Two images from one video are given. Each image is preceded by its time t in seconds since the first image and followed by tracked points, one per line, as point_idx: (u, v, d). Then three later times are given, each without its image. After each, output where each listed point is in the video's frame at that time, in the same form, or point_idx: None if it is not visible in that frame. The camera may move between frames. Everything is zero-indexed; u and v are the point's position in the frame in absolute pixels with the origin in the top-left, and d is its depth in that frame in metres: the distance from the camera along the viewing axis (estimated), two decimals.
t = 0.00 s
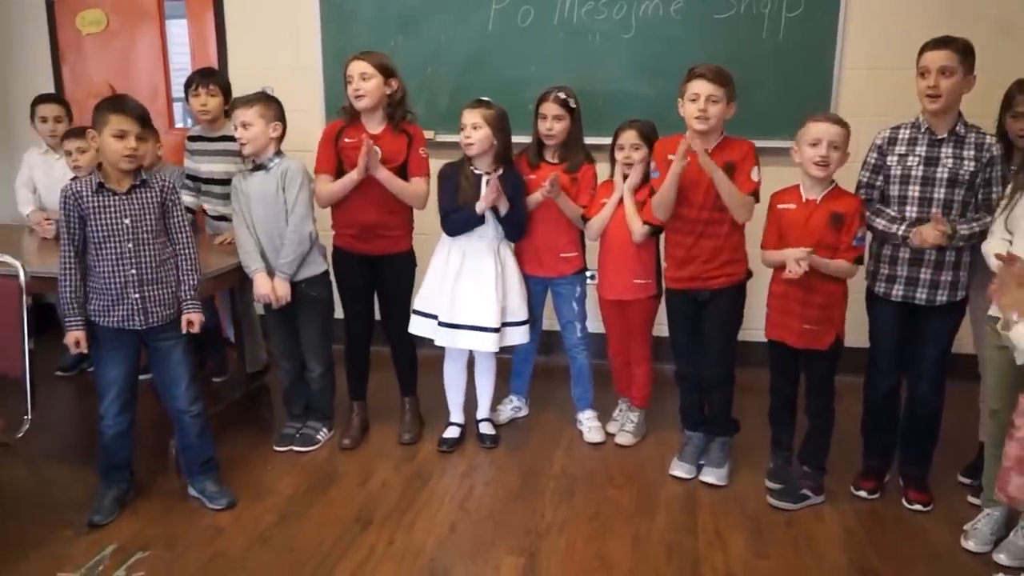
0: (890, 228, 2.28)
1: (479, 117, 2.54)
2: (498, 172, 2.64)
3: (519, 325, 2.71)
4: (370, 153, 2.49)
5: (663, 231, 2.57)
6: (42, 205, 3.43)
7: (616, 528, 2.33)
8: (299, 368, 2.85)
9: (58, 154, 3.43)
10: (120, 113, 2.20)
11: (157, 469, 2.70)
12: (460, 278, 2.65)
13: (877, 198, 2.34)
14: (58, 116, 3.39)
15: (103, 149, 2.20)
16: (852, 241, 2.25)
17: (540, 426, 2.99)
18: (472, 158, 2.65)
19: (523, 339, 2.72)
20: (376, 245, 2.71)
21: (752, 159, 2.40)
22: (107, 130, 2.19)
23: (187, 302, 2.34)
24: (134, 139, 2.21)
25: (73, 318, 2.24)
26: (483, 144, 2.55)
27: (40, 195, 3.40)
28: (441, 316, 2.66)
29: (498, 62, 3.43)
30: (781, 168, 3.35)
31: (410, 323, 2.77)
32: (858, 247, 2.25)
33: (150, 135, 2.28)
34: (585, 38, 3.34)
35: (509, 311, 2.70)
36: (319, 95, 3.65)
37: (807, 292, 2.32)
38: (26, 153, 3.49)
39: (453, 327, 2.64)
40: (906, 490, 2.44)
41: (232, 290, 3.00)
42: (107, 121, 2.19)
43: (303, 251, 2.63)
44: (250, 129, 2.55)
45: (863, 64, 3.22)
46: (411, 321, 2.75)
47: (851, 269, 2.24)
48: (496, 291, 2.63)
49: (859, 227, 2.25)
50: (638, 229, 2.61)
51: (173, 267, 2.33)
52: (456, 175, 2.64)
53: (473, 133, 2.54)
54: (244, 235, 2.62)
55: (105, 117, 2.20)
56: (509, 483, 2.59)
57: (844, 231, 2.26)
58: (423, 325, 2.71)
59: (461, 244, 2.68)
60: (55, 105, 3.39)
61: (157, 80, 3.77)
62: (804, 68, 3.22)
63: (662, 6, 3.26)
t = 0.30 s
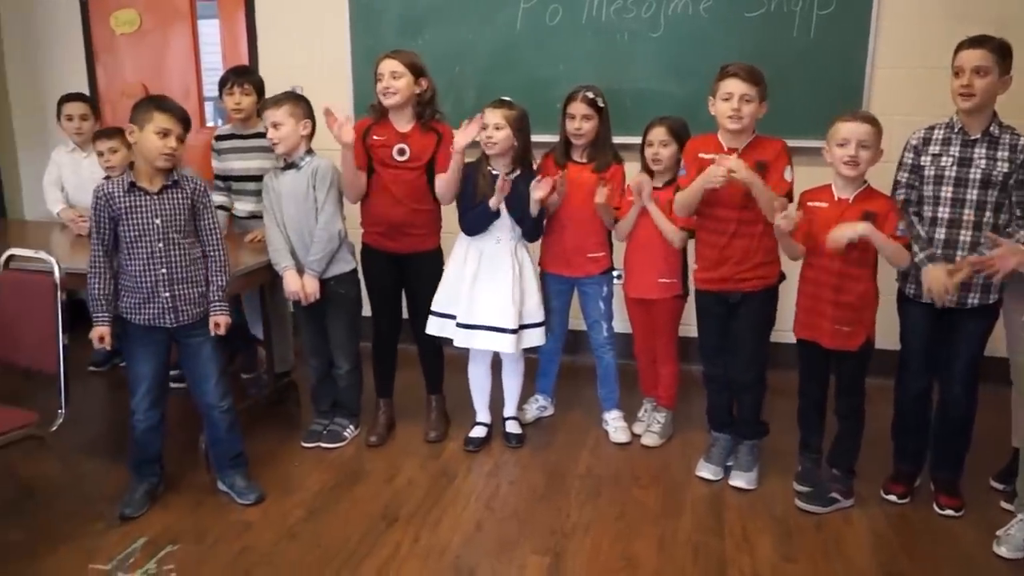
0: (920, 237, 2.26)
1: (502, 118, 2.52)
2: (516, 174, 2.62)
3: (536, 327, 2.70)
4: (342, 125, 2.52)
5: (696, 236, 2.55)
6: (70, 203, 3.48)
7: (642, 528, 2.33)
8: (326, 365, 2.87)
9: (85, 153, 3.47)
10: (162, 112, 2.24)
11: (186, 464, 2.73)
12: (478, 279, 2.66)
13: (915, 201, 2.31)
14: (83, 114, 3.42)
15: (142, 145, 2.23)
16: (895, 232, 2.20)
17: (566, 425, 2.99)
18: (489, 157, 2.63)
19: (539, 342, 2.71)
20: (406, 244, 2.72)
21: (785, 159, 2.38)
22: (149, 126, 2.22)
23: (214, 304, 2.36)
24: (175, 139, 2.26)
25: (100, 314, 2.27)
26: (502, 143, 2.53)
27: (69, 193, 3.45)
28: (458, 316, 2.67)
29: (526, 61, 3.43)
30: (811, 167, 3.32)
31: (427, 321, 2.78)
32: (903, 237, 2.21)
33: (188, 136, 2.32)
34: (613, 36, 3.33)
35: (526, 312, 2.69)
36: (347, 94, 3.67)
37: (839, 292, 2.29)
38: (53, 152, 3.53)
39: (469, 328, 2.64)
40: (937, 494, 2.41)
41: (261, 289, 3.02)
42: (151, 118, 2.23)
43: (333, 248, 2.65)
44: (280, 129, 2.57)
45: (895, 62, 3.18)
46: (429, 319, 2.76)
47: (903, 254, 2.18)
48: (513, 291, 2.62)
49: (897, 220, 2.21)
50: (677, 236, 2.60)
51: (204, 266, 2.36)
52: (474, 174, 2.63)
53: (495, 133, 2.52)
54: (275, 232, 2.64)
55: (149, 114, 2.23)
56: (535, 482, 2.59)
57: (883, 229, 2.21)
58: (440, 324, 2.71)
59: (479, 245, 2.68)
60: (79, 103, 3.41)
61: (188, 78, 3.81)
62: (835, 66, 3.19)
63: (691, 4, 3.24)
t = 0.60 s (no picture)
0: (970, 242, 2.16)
1: (523, 115, 2.54)
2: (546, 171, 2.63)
3: (566, 326, 2.68)
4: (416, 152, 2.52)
5: (727, 237, 2.55)
6: (103, 202, 3.53)
7: (668, 530, 2.32)
8: (354, 362, 2.88)
9: (118, 152, 3.52)
10: (204, 112, 2.27)
11: (215, 459, 2.76)
12: (507, 279, 2.64)
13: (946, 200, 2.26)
14: (114, 113, 3.45)
15: (182, 144, 2.26)
16: (920, 237, 2.20)
17: (592, 425, 2.98)
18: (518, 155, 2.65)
19: (569, 340, 2.68)
20: (434, 243, 2.74)
21: (817, 157, 2.35)
22: (191, 126, 2.25)
23: (241, 303, 2.38)
24: (215, 139, 2.30)
25: (135, 311, 2.31)
26: (530, 141, 2.55)
27: (101, 192, 3.51)
28: (487, 316, 2.65)
29: (554, 60, 3.43)
30: (842, 167, 3.29)
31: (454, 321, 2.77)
32: (928, 244, 2.19)
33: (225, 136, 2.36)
34: (642, 36, 3.31)
35: (556, 312, 2.67)
36: (376, 94, 3.69)
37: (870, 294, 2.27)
38: (86, 151, 3.58)
39: (498, 328, 2.62)
40: (970, 500, 2.37)
41: (291, 287, 3.05)
42: (193, 118, 2.26)
43: (361, 247, 2.67)
44: (310, 129, 2.59)
45: (929, 61, 3.13)
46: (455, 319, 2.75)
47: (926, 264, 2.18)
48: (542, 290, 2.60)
49: (926, 224, 2.20)
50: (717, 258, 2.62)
51: (237, 262, 2.39)
52: (501, 172, 2.64)
53: (515, 130, 2.54)
54: (304, 231, 2.66)
55: (189, 114, 2.26)
56: (561, 482, 2.59)
57: (909, 231, 2.22)
58: (469, 324, 2.70)
59: (506, 245, 2.66)
60: (107, 103, 3.44)
61: (219, 78, 3.85)
62: (867, 65, 3.15)
63: (721, 3, 3.22)
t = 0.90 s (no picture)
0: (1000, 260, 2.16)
1: (557, 113, 2.54)
2: (577, 169, 2.63)
3: (600, 327, 2.67)
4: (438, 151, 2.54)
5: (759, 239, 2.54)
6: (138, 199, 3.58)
7: (696, 533, 2.30)
8: (383, 360, 2.90)
9: (153, 150, 3.56)
10: (234, 115, 2.29)
11: (245, 455, 2.79)
12: (541, 280, 2.63)
13: (984, 203, 2.23)
14: (150, 112, 3.50)
15: (213, 147, 2.28)
16: (956, 242, 2.15)
17: (620, 426, 2.97)
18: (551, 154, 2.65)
19: (604, 342, 2.67)
20: (460, 242, 2.74)
21: (854, 155, 2.33)
22: (221, 129, 2.27)
23: (270, 300, 2.40)
24: (245, 141, 2.31)
25: (177, 309, 2.35)
26: (564, 139, 2.56)
27: (138, 191, 3.55)
28: (524, 316, 2.66)
29: (584, 60, 3.42)
30: (875, 169, 3.24)
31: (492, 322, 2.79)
32: (964, 250, 2.14)
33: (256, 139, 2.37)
34: (673, 35, 3.29)
35: (588, 313, 2.65)
36: (406, 93, 3.71)
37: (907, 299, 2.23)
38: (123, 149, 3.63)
39: (534, 327, 2.63)
40: (1005, 508, 2.33)
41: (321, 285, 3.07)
42: (222, 121, 2.28)
43: (389, 245, 2.68)
44: (346, 128, 2.60)
45: (965, 61, 3.08)
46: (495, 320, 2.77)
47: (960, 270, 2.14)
48: (574, 291, 2.59)
49: (963, 229, 2.15)
50: (749, 256, 2.60)
51: (267, 260, 2.41)
52: (534, 172, 2.64)
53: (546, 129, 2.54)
54: (334, 229, 2.68)
55: (221, 117, 2.29)
56: (588, 482, 2.58)
57: (946, 235, 2.17)
58: (508, 324, 2.71)
59: (540, 246, 2.65)
60: (141, 103, 3.48)
61: (252, 77, 3.89)
62: (902, 65, 3.11)
63: (753, 2, 3.19)
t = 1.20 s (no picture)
0: None
1: (593, 113, 2.53)
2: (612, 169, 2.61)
3: (634, 327, 2.66)
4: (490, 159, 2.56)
5: (791, 239, 2.51)
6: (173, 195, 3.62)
7: (727, 536, 2.28)
8: (413, 359, 2.90)
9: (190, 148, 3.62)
10: (263, 110, 2.31)
11: (276, 451, 2.81)
12: (575, 279, 2.63)
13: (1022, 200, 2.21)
14: (191, 110, 3.57)
15: (245, 144, 2.31)
16: (992, 241, 2.11)
17: (650, 428, 2.96)
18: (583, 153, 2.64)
19: (637, 343, 2.66)
20: (492, 241, 2.74)
21: (891, 159, 2.30)
22: (250, 125, 2.30)
23: (301, 299, 2.42)
24: (274, 137, 2.33)
25: (208, 306, 2.37)
26: (597, 138, 2.54)
27: (173, 186, 3.60)
28: (557, 317, 2.65)
29: (616, 60, 3.41)
30: (912, 170, 3.20)
31: (522, 322, 2.78)
32: (1000, 249, 2.11)
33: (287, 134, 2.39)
34: (706, 35, 3.27)
35: (622, 313, 2.65)
36: (438, 93, 3.72)
37: (945, 300, 2.19)
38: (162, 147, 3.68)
39: (567, 328, 2.63)
40: None
41: (352, 284, 3.08)
42: (252, 117, 2.31)
43: (422, 244, 2.69)
44: (380, 128, 2.61)
45: (1006, 60, 3.02)
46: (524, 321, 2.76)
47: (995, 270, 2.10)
48: (607, 291, 2.59)
49: (1002, 227, 2.11)
50: (778, 257, 2.57)
51: (300, 259, 2.42)
52: (567, 173, 2.63)
53: (582, 129, 2.53)
54: (365, 228, 2.69)
55: (250, 113, 2.31)
56: (618, 484, 2.57)
57: (984, 233, 2.12)
58: (539, 325, 2.71)
59: (574, 246, 2.65)
60: (181, 100, 3.56)
61: (285, 78, 3.93)
62: (940, 64, 3.05)
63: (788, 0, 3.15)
